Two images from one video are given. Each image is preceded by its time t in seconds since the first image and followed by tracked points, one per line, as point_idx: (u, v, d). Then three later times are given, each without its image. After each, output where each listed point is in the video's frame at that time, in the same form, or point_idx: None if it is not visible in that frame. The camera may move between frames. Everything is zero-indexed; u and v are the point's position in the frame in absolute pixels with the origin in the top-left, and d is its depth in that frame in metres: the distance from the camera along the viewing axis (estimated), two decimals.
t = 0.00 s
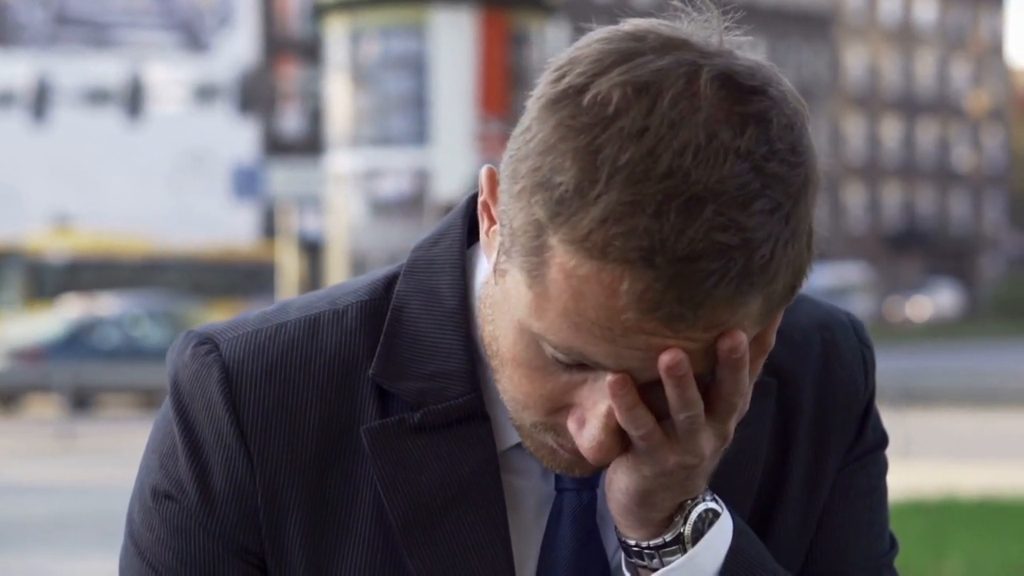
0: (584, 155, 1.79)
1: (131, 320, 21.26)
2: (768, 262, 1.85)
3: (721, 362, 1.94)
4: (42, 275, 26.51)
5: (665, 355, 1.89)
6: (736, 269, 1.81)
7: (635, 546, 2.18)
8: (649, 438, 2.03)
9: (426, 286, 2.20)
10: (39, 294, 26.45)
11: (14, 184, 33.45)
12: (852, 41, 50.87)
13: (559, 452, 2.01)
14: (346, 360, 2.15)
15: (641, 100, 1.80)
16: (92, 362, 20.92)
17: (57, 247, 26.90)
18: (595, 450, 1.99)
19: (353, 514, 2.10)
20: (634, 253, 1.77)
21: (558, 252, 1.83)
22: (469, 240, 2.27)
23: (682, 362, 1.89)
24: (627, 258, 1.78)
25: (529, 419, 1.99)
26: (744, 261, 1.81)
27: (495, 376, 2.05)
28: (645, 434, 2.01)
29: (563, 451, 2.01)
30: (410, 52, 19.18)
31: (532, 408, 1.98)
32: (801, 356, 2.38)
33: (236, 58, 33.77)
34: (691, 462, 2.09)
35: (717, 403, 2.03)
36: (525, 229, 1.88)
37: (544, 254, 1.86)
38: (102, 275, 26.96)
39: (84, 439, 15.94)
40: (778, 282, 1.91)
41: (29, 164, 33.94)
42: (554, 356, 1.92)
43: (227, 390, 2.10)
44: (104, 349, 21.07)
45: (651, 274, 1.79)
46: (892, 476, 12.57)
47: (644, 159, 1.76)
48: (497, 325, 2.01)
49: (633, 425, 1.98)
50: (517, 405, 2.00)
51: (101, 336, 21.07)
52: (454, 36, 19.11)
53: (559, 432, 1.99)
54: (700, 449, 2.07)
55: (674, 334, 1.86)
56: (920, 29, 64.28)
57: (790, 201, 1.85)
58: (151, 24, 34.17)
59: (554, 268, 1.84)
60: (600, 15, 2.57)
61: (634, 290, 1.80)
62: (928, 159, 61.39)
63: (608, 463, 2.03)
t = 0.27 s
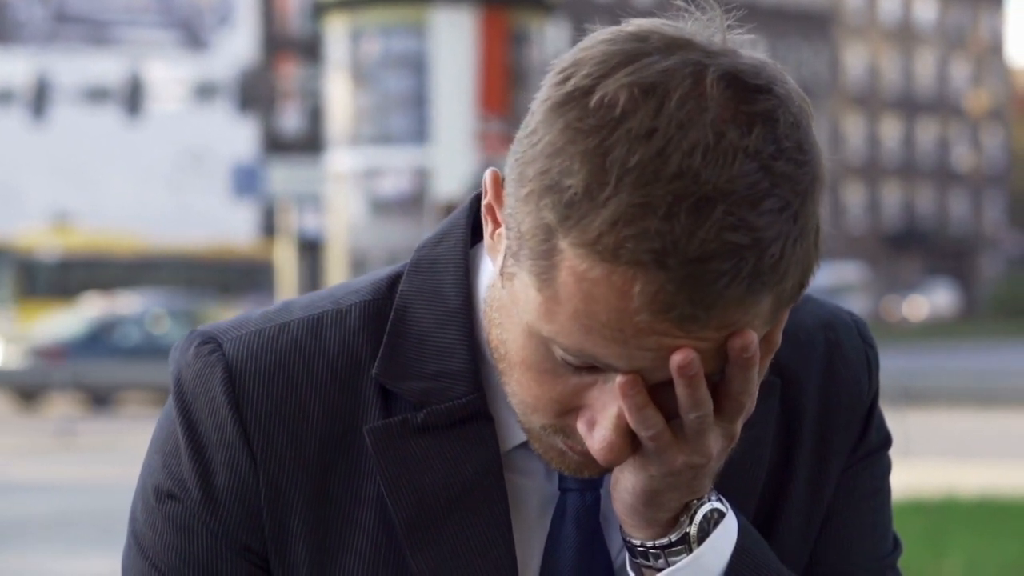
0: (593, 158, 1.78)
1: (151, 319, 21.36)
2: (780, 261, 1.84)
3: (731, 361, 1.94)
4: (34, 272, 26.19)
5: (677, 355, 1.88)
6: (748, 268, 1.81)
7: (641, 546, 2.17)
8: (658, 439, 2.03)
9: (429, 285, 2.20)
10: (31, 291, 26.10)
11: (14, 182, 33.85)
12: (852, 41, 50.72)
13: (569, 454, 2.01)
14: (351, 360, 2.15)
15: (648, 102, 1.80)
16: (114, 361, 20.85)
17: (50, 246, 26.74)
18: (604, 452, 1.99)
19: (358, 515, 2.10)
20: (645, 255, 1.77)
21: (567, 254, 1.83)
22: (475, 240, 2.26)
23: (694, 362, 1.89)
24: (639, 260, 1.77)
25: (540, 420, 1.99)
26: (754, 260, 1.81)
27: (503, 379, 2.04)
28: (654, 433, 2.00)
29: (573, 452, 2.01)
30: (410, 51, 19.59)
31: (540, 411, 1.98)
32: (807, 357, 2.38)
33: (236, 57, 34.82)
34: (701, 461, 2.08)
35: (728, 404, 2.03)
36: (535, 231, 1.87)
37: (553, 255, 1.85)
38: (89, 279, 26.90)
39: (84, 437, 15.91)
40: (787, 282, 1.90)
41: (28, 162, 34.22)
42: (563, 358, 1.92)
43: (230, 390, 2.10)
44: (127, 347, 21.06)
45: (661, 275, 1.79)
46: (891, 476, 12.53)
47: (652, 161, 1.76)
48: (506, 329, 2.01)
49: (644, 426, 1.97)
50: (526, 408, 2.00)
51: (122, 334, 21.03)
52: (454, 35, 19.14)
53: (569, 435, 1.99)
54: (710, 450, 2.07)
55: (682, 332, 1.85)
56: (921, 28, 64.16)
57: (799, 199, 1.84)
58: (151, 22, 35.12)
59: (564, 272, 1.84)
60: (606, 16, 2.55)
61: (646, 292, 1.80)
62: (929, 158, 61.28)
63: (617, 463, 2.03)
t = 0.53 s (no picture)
0: (602, 163, 1.78)
1: (173, 318, 20.98)
2: (788, 262, 1.84)
3: (741, 361, 1.94)
4: (26, 271, 26.67)
5: (689, 357, 1.88)
6: (757, 271, 1.81)
7: (648, 547, 2.17)
8: (670, 442, 2.02)
9: (433, 286, 2.20)
10: (24, 292, 26.63)
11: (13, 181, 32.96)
12: (852, 41, 50.70)
13: (581, 458, 2.01)
14: (356, 361, 2.15)
15: (653, 106, 1.80)
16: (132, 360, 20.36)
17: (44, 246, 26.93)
18: (617, 457, 1.98)
19: (364, 517, 2.09)
20: (657, 260, 1.77)
21: (576, 260, 1.83)
22: (479, 242, 2.26)
23: (706, 365, 1.89)
24: (652, 266, 1.78)
25: (552, 427, 1.98)
26: (767, 261, 1.81)
27: (513, 384, 2.04)
28: (666, 437, 2.00)
29: (586, 457, 2.00)
30: (411, 51, 19.72)
31: (552, 417, 1.97)
32: (811, 357, 2.38)
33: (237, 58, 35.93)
34: (710, 462, 2.08)
35: (738, 405, 2.03)
36: (544, 239, 1.87)
37: (564, 260, 1.85)
38: (84, 279, 27.26)
39: (85, 437, 15.90)
40: (795, 281, 1.89)
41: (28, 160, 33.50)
42: (575, 362, 1.92)
43: (236, 393, 2.09)
44: (148, 347, 20.72)
45: (670, 278, 1.79)
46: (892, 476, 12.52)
47: (660, 165, 1.76)
48: (515, 334, 2.00)
49: (656, 428, 1.97)
50: (537, 413, 2.00)
51: (143, 335, 20.66)
52: (455, 35, 19.37)
53: (581, 439, 1.99)
54: (719, 451, 2.07)
55: (691, 333, 1.85)
56: (921, 29, 64.16)
57: (807, 198, 1.84)
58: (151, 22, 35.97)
59: (574, 275, 1.84)
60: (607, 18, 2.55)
61: (659, 297, 1.80)
62: (928, 159, 61.27)
63: (629, 467, 2.02)
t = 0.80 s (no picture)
0: (609, 171, 1.78)
1: (194, 320, 20.76)
2: (799, 264, 1.84)
3: (754, 363, 1.94)
4: (19, 273, 26.70)
5: (703, 360, 1.88)
6: (769, 273, 1.80)
7: (660, 548, 2.17)
8: (682, 446, 2.02)
9: (440, 289, 2.20)
10: (17, 294, 26.61)
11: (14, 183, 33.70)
12: (851, 44, 50.71)
13: (594, 464, 2.00)
14: (361, 365, 2.15)
15: (658, 112, 1.79)
16: (155, 364, 20.00)
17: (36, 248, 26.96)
18: (632, 462, 1.99)
19: (371, 518, 2.09)
20: (670, 267, 1.77)
21: (587, 267, 1.83)
22: (485, 243, 2.26)
23: (721, 367, 1.88)
24: (665, 272, 1.77)
25: (564, 433, 1.98)
26: (778, 263, 1.80)
27: (523, 392, 2.04)
28: (679, 440, 1.99)
29: (598, 463, 2.00)
30: (412, 52, 19.62)
31: (566, 423, 1.97)
32: (819, 361, 2.37)
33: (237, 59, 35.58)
34: (721, 464, 2.07)
35: (750, 409, 2.02)
36: (553, 247, 1.87)
37: (574, 270, 1.85)
38: (77, 281, 27.23)
39: (87, 438, 15.93)
40: (804, 282, 1.89)
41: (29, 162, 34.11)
42: (587, 369, 1.92)
43: (242, 395, 2.09)
44: (170, 348, 20.44)
45: (678, 282, 1.78)
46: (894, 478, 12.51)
47: (668, 172, 1.76)
48: (525, 342, 2.00)
49: (669, 431, 1.97)
50: (548, 418, 1.99)
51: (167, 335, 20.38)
52: (456, 36, 19.08)
53: (594, 446, 1.99)
54: (731, 453, 2.06)
55: (702, 337, 1.85)
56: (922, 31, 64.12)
57: (815, 199, 1.83)
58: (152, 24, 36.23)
59: (584, 281, 1.84)
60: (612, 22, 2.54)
61: (674, 302, 1.80)
62: (930, 161, 61.22)
63: (642, 472, 2.02)
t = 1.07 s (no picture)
0: (614, 179, 1.78)
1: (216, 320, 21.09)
2: (807, 264, 1.83)
3: (766, 362, 1.94)
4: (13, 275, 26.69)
5: (717, 360, 1.87)
6: (778, 274, 1.80)
7: (669, 551, 2.16)
8: (692, 447, 2.02)
9: (446, 290, 2.20)
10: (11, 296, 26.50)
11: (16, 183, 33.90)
12: (852, 46, 50.59)
13: (606, 467, 2.01)
14: (367, 368, 2.14)
15: (661, 116, 1.79)
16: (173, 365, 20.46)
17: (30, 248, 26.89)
18: (645, 465, 1.99)
19: (378, 518, 2.09)
20: (679, 272, 1.77)
21: (595, 274, 1.83)
22: (489, 246, 2.26)
23: (732, 366, 1.88)
24: (675, 277, 1.77)
25: (573, 437, 1.99)
26: (784, 266, 1.80)
27: (532, 398, 2.04)
28: (690, 443, 1.99)
29: (609, 466, 2.01)
30: (416, 52, 20.00)
31: (574, 428, 1.98)
32: (824, 363, 2.37)
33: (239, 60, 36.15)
34: (732, 463, 2.07)
35: (762, 408, 2.02)
36: (561, 256, 1.87)
37: (581, 277, 1.85)
38: (75, 281, 27.14)
39: (91, 439, 15.93)
40: (813, 279, 1.88)
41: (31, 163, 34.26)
42: (597, 375, 1.92)
43: (249, 397, 2.09)
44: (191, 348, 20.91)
45: (685, 291, 1.78)
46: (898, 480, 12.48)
47: (674, 175, 1.75)
48: (530, 347, 2.01)
49: (681, 433, 1.97)
50: (556, 423, 2.00)
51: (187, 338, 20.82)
52: (458, 38, 20.07)
53: (605, 449, 1.99)
54: (738, 454, 2.06)
55: (707, 341, 1.84)
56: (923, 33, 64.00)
57: (820, 196, 1.82)
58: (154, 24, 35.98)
59: (592, 286, 1.84)
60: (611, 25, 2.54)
61: (685, 307, 1.79)
62: (931, 162, 61.12)
63: (654, 476, 2.02)
